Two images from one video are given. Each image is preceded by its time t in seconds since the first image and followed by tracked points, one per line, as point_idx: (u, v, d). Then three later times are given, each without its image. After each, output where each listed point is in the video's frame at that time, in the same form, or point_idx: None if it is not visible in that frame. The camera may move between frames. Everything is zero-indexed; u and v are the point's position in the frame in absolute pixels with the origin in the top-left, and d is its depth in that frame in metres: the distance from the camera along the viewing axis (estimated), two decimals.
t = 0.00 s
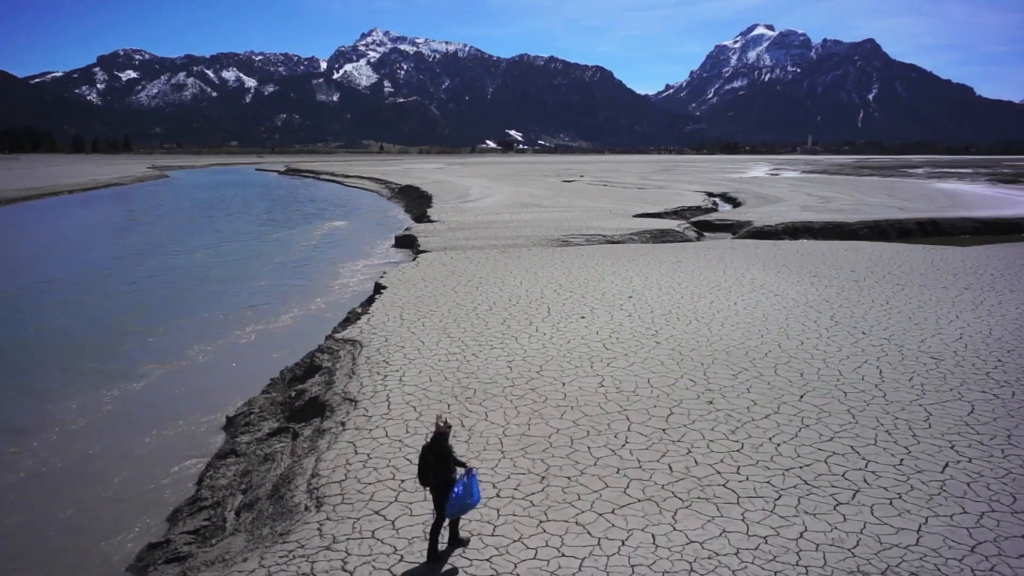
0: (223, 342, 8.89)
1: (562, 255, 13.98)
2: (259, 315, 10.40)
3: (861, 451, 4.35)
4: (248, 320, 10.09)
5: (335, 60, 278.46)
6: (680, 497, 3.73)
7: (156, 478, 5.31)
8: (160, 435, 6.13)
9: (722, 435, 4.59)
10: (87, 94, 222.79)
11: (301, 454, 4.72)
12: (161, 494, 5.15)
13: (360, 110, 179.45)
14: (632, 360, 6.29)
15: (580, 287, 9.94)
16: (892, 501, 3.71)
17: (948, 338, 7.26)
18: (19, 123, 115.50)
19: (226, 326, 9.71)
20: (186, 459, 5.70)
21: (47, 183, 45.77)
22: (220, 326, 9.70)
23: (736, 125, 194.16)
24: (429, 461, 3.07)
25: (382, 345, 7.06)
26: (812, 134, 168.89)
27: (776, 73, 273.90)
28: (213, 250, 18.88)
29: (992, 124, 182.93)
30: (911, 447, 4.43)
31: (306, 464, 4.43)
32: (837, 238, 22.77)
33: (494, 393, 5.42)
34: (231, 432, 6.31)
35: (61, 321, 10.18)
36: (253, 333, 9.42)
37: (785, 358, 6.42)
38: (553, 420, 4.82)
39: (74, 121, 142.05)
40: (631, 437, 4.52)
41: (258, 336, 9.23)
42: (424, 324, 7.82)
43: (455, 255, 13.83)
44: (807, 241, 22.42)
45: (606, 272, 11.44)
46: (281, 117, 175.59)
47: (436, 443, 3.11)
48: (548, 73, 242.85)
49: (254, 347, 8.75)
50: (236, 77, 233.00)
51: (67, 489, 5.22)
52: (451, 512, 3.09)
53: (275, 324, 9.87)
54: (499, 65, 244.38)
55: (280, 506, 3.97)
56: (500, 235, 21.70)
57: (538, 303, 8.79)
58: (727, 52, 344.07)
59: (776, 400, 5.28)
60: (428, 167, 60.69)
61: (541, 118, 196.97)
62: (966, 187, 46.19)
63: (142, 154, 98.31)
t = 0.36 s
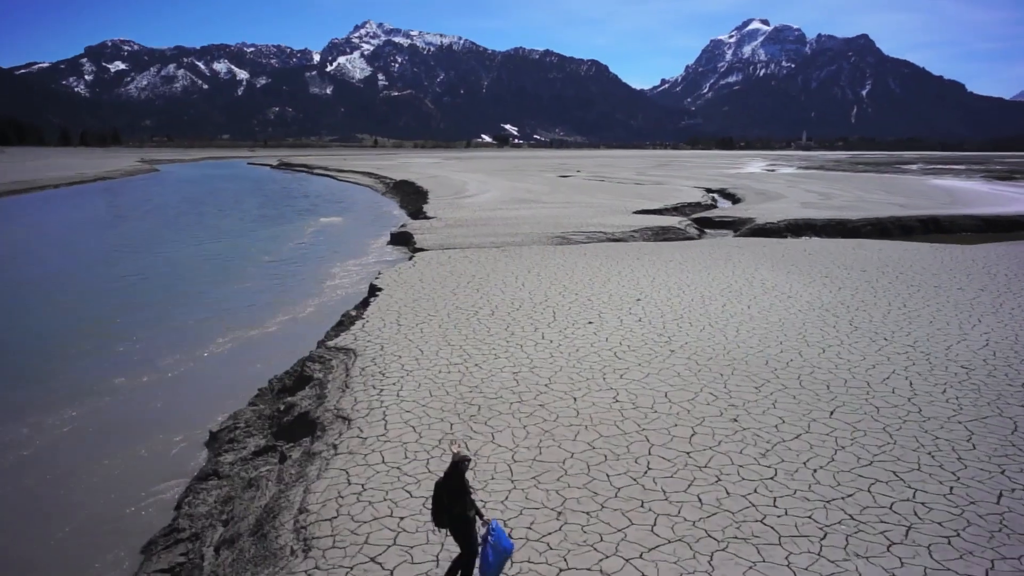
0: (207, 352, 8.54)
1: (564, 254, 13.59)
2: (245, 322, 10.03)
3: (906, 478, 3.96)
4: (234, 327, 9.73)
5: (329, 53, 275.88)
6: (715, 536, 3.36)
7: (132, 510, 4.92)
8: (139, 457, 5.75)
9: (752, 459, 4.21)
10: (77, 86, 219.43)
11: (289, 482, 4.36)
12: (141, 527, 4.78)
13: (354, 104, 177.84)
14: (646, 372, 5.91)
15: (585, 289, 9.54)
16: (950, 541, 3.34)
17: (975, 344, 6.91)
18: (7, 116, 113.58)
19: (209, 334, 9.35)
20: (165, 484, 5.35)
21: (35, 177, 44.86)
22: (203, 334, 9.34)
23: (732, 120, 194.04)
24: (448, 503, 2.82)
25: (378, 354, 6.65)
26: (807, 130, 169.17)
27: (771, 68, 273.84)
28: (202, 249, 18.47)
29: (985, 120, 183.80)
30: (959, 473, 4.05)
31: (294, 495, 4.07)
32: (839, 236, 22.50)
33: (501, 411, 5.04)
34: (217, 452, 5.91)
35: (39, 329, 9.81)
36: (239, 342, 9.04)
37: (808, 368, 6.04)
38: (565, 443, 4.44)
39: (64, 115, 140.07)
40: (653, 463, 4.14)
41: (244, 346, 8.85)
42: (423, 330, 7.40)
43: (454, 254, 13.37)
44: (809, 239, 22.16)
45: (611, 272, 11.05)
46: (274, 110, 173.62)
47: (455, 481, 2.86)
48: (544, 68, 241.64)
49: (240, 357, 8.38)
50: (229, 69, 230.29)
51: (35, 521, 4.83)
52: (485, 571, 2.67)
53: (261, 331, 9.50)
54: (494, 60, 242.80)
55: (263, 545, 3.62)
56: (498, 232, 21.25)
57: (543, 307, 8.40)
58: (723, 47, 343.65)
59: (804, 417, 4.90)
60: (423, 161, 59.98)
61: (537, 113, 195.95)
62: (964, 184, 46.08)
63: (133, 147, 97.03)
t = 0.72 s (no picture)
0: (187, 364, 8.08)
1: (565, 253, 13.14)
2: (229, 327, 9.55)
3: (963, 515, 3.57)
4: (216, 334, 9.25)
5: (323, 45, 272.94)
6: None
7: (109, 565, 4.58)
8: (115, 497, 5.38)
9: (789, 491, 3.80)
10: (65, 78, 215.71)
11: (272, 519, 3.95)
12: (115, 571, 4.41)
13: (348, 97, 176.02)
14: (662, 386, 5.49)
15: (591, 291, 9.09)
16: None
17: (1006, 353, 6.52)
18: None
19: (190, 342, 8.88)
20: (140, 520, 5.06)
21: (21, 170, 43.86)
22: (183, 342, 8.87)
23: (727, 115, 193.81)
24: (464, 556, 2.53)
25: (372, 365, 6.20)
26: (802, 125, 169.34)
27: (766, 63, 273.58)
28: (189, 246, 17.92)
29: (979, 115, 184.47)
30: (1019, 508, 3.66)
31: (277, 534, 3.67)
32: (842, 232, 22.18)
33: (507, 433, 4.62)
34: (198, 476, 5.49)
35: (13, 336, 9.39)
36: (222, 351, 8.58)
37: (834, 380, 5.63)
38: (580, 472, 4.04)
39: (53, 107, 137.81)
40: (679, 497, 3.75)
41: (227, 357, 8.39)
42: (421, 338, 6.92)
43: (451, 252, 12.85)
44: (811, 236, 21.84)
45: (616, 273, 10.60)
46: (267, 103, 171.47)
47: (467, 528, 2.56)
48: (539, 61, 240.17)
49: (223, 370, 7.92)
50: (221, 62, 227.49)
51: None
52: None
53: (245, 339, 9.02)
54: (490, 53, 241.18)
55: None
56: (495, 229, 20.75)
57: (547, 311, 7.93)
58: (718, 42, 343.86)
59: (839, 438, 4.50)
60: (417, 156, 59.19)
61: (532, 107, 194.83)
62: (961, 179, 45.92)
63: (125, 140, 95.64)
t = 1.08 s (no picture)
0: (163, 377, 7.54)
1: (568, 252, 12.75)
2: (210, 335, 8.98)
3: None
4: (197, 342, 8.69)
5: (320, 39, 271.01)
6: None
7: None
8: (88, 525, 4.94)
9: (836, 534, 3.39)
10: (61, 72, 213.80)
11: (252, 564, 3.50)
12: None
13: (346, 92, 174.72)
14: (683, 405, 5.05)
15: (598, 295, 8.65)
16: None
17: None
18: None
19: (168, 352, 8.32)
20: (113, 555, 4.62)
21: (13, 164, 43.16)
22: (160, 353, 8.30)
23: (727, 112, 193.33)
24: None
25: (367, 378, 5.74)
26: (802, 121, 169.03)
27: (766, 59, 272.52)
28: (179, 244, 17.33)
29: (978, 111, 184.37)
30: None
31: None
32: (849, 231, 21.80)
33: (516, 460, 4.19)
34: (177, 501, 5.03)
35: None
36: (202, 361, 8.06)
37: (869, 397, 5.21)
38: (600, 510, 3.62)
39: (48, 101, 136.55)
40: (714, 542, 3.33)
41: (210, 367, 7.88)
42: (419, 348, 6.45)
43: (450, 252, 12.41)
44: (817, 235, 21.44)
45: (623, 275, 10.15)
46: (265, 98, 170.24)
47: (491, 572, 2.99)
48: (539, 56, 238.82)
49: (205, 384, 7.41)
50: (218, 56, 225.86)
51: None
52: None
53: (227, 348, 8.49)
54: (488, 48, 239.76)
55: None
56: (496, 227, 20.27)
57: (554, 318, 7.47)
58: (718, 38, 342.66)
59: (884, 467, 4.08)
60: (415, 151, 58.63)
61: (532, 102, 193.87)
62: (963, 177, 45.69)
63: (120, 134, 94.69)
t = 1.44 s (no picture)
0: (141, 392, 7.06)
1: (573, 252, 12.26)
2: (193, 344, 8.47)
3: None
4: (180, 352, 8.20)
5: (320, 32, 269.15)
6: None
7: None
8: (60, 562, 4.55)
9: None
10: (60, 65, 212.50)
11: None
12: None
13: (345, 86, 173.56)
14: (709, 428, 4.62)
15: (608, 299, 8.20)
16: None
17: None
18: None
19: (148, 363, 7.82)
20: None
21: (8, 158, 42.63)
22: (138, 364, 7.80)
23: (729, 106, 192.03)
24: None
25: (362, 394, 5.30)
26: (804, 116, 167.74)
27: (768, 52, 270.52)
28: (170, 243, 16.79)
29: (982, 106, 182.83)
30: None
31: None
32: (859, 229, 21.33)
33: (528, 495, 3.76)
34: (154, 531, 4.59)
35: None
36: (185, 373, 7.58)
37: (911, 420, 4.80)
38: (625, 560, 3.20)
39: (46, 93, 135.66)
40: None
41: (193, 379, 7.40)
42: (418, 360, 6.00)
43: (451, 251, 11.96)
44: (826, 233, 20.96)
45: (632, 277, 9.68)
46: (264, 92, 169.05)
47: None
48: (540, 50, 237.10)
49: (187, 399, 6.93)
50: (217, 49, 224.37)
51: None
52: None
53: (211, 359, 8.01)
54: (489, 41, 237.98)
55: None
56: (498, 224, 19.80)
57: (562, 326, 7.03)
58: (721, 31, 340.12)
59: (940, 507, 3.68)
60: (415, 145, 58.03)
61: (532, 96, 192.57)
62: (970, 172, 45.04)
63: (118, 127, 94.07)
